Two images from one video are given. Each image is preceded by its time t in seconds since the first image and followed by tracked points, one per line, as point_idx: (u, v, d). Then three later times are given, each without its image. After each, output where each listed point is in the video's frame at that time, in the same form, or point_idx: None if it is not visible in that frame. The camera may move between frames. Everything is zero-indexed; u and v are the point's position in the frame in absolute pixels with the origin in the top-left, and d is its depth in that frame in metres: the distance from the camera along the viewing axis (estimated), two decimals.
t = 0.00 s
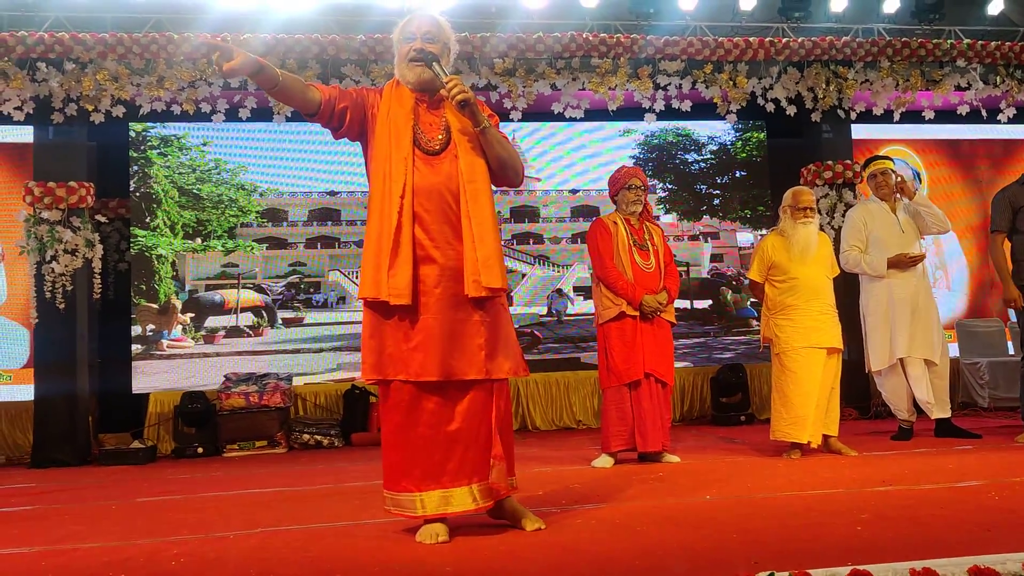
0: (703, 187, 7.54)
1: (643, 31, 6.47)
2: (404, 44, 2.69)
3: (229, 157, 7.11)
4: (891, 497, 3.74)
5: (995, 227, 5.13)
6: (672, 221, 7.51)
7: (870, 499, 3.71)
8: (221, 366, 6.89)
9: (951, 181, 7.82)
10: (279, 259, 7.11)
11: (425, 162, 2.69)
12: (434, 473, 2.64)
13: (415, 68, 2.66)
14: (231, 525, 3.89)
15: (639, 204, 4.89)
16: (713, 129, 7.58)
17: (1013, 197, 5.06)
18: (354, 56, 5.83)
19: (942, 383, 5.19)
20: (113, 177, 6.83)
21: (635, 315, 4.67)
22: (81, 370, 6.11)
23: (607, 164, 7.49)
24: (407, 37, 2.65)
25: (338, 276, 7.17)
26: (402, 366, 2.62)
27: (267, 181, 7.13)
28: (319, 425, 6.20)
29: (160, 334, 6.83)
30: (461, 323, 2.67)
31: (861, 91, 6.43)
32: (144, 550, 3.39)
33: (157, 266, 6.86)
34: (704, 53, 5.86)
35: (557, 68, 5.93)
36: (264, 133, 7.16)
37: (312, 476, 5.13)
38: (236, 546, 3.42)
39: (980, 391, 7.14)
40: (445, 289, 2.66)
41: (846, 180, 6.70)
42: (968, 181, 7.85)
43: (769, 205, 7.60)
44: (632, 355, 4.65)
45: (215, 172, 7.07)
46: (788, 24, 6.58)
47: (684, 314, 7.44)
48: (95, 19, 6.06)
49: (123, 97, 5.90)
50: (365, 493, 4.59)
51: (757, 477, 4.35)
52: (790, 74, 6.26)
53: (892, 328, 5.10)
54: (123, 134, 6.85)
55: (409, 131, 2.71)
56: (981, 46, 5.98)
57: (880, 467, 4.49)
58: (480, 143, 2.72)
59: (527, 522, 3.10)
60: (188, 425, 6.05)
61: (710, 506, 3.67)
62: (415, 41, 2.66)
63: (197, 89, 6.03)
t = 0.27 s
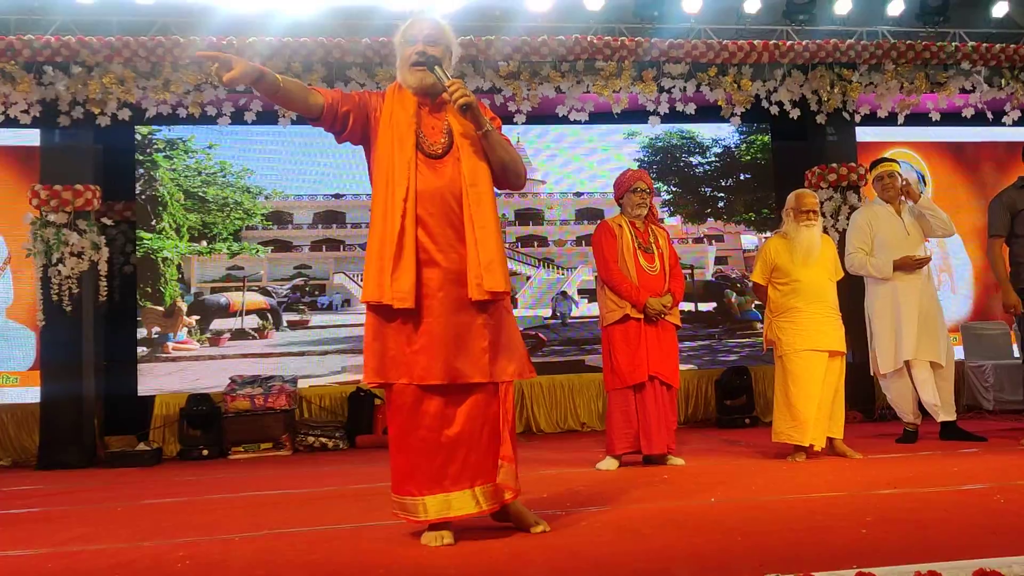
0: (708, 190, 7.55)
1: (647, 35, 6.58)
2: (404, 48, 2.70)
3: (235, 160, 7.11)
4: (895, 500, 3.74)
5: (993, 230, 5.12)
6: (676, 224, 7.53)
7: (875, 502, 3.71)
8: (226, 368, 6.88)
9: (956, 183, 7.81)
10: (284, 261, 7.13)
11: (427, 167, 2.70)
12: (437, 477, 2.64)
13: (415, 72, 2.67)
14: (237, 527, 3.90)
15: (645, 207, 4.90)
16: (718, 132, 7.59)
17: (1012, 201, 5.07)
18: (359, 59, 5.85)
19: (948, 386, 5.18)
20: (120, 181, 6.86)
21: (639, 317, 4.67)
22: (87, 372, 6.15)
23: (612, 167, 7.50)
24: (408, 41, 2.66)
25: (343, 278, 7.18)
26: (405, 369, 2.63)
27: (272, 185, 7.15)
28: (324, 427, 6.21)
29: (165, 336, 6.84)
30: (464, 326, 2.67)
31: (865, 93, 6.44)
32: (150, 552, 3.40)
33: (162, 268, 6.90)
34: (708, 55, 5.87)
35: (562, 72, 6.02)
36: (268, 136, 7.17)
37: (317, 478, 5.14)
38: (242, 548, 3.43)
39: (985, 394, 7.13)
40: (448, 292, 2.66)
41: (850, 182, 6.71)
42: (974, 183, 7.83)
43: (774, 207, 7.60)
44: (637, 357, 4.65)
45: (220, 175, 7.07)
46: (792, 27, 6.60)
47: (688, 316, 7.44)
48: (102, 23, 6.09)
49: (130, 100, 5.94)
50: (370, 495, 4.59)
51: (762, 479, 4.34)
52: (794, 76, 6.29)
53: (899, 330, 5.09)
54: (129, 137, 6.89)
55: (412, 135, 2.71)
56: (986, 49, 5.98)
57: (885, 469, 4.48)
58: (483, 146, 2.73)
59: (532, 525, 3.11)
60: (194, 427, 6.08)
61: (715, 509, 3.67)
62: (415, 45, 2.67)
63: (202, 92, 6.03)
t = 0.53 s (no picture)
0: (711, 195, 7.54)
1: (650, 39, 6.52)
2: (401, 54, 2.65)
3: (239, 165, 7.14)
4: (900, 505, 3.72)
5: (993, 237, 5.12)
6: (680, 229, 7.52)
7: (880, 507, 3.69)
8: (230, 373, 6.91)
9: (960, 187, 7.80)
10: (288, 266, 7.15)
11: (428, 175, 2.69)
12: (435, 481, 2.62)
13: (413, 79, 2.63)
14: (240, 533, 3.89)
15: (649, 212, 4.89)
16: (721, 137, 7.58)
17: (1012, 207, 5.05)
18: (362, 64, 5.85)
19: (954, 391, 5.15)
20: (124, 186, 6.87)
21: (643, 323, 4.66)
22: (91, 377, 6.15)
23: (616, 172, 7.50)
24: (404, 48, 2.61)
25: (346, 283, 7.21)
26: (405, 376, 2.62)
27: (276, 190, 7.15)
28: (328, 433, 6.21)
29: (169, 341, 6.85)
30: (466, 334, 2.67)
31: (869, 97, 6.44)
32: (154, 558, 3.40)
33: (166, 273, 6.90)
34: (712, 60, 5.87)
35: (565, 76, 5.98)
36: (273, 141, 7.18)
37: (320, 484, 5.13)
38: (245, 553, 3.42)
39: (990, 399, 7.12)
40: (450, 301, 2.66)
41: (853, 186, 6.70)
42: (978, 188, 7.82)
43: (778, 212, 7.59)
44: (641, 363, 4.64)
45: (224, 180, 7.09)
46: (795, 31, 6.61)
47: (692, 321, 7.44)
48: (106, 29, 6.12)
49: (134, 105, 5.96)
50: (373, 501, 4.59)
51: (766, 485, 4.33)
52: (798, 81, 6.30)
53: (903, 334, 5.08)
54: (133, 142, 6.91)
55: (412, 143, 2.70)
56: (990, 53, 5.97)
57: (890, 475, 4.47)
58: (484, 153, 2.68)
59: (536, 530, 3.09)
60: (197, 433, 6.04)
61: (719, 515, 3.66)
62: (409, 52, 2.62)
63: (206, 96, 6.02)
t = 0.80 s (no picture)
0: (715, 200, 7.54)
1: (654, 44, 6.57)
2: (404, 61, 2.63)
3: (243, 170, 7.15)
4: (904, 512, 3.71)
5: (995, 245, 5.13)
6: (683, 234, 7.52)
7: (884, 513, 3.68)
8: (235, 377, 6.92)
9: (964, 192, 7.80)
10: (293, 271, 7.15)
11: (432, 186, 2.68)
12: (440, 486, 2.62)
13: (415, 88, 2.63)
14: (244, 537, 3.89)
15: (655, 217, 4.89)
16: (725, 142, 7.59)
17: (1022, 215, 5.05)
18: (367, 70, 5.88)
19: (958, 396, 5.16)
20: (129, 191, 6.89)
21: (649, 329, 4.66)
22: (95, 381, 6.16)
23: (620, 177, 7.51)
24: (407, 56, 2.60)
25: (350, 288, 7.20)
26: (410, 386, 2.63)
27: (280, 195, 7.17)
28: (332, 437, 6.22)
29: (173, 346, 6.85)
30: (470, 345, 2.67)
31: (873, 103, 6.45)
32: (158, 562, 3.40)
33: (171, 278, 6.92)
34: (716, 65, 5.88)
35: (570, 82, 6.00)
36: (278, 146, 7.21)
37: (324, 488, 5.13)
38: (250, 558, 3.42)
39: (995, 404, 7.03)
40: (454, 312, 2.66)
41: (858, 192, 6.67)
42: (982, 193, 7.82)
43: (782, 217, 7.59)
44: (647, 369, 4.64)
45: (229, 185, 7.11)
46: (799, 36, 6.62)
47: (696, 326, 7.44)
48: (112, 34, 6.14)
49: (139, 110, 5.99)
50: (377, 505, 4.59)
51: (770, 490, 4.32)
52: (802, 86, 6.30)
53: (910, 340, 5.07)
54: (139, 147, 6.93)
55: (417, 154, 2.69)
56: (993, 59, 5.98)
57: (894, 481, 4.46)
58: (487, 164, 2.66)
59: (540, 536, 3.08)
60: (201, 437, 6.06)
61: (723, 520, 3.65)
62: (411, 60, 2.62)
63: (211, 102, 6.03)
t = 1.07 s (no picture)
0: (718, 204, 7.54)
1: (657, 49, 6.56)
2: (409, 66, 2.63)
3: (247, 173, 7.16)
4: (908, 517, 3.70)
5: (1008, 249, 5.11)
6: (686, 238, 7.53)
7: (887, 518, 3.67)
8: (238, 380, 6.93)
9: (968, 197, 7.79)
10: (296, 274, 7.15)
11: (437, 191, 2.68)
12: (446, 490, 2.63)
13: (420, 94, 2.66)
14: (247, 541, 3.89)
15: (659, 222, 4.89)
16: (728, 146, 7.59)
17: None
18: (370, 74, 5.89)
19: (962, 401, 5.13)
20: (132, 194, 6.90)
21: (653, 334, 4.66)
22: (99, 384, 6.17)
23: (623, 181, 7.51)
24: (412, 60, 2.59)
25: (354, 291, 7.20)
26: (415, 390, 2.63)
27: (284, 198, 7.18)
28: (334, 441, 6.22)
29: (177, 349, 6.87)
30: (475, 349, 2.67)
31: (876, 107, 6.45)
32: (161, 566, 3.40)
33: (174, 281, 6.92)
34: (719, 70, 5.89)
35: (573, 86, 6.04)
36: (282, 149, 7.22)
37: (327, 492, 5.13)
38: (253, 561, 3.42)
39: (998, 409, 7.07)
40: (458, 316, 2.66)
41: (861, 197, 6.68)
42: (986, 197, 7.81)
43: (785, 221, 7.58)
44: (651, 373, 4.64)
45: (233, 189, 7.11)
46: (803, 41, 6.62)
47: (699, 330, 7.44)
48: (116, 38, 6.15)
49: (144, 113, 6.00)
50: (380, 509, 4.58)
51: (774, 495, 4.31)
52: (805, 90, 6.30)
53: (915, 344, 5.07)
54: (142, 150, 6.94)
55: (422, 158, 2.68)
56: (997, 64, 5.98)
57: (898, 486, 4.45)
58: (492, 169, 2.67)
59: (542, 539, 3.07)
60: (205, 440, 6.10)
61: (726, 525, 3.64)
62: (416, 65, 2.61)
63: (214, 106, 6.20)
